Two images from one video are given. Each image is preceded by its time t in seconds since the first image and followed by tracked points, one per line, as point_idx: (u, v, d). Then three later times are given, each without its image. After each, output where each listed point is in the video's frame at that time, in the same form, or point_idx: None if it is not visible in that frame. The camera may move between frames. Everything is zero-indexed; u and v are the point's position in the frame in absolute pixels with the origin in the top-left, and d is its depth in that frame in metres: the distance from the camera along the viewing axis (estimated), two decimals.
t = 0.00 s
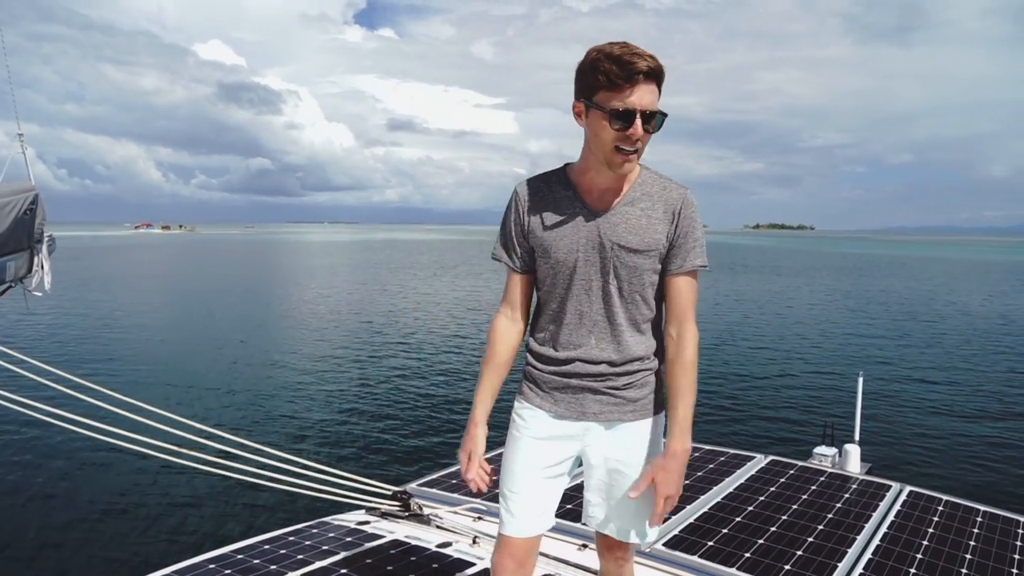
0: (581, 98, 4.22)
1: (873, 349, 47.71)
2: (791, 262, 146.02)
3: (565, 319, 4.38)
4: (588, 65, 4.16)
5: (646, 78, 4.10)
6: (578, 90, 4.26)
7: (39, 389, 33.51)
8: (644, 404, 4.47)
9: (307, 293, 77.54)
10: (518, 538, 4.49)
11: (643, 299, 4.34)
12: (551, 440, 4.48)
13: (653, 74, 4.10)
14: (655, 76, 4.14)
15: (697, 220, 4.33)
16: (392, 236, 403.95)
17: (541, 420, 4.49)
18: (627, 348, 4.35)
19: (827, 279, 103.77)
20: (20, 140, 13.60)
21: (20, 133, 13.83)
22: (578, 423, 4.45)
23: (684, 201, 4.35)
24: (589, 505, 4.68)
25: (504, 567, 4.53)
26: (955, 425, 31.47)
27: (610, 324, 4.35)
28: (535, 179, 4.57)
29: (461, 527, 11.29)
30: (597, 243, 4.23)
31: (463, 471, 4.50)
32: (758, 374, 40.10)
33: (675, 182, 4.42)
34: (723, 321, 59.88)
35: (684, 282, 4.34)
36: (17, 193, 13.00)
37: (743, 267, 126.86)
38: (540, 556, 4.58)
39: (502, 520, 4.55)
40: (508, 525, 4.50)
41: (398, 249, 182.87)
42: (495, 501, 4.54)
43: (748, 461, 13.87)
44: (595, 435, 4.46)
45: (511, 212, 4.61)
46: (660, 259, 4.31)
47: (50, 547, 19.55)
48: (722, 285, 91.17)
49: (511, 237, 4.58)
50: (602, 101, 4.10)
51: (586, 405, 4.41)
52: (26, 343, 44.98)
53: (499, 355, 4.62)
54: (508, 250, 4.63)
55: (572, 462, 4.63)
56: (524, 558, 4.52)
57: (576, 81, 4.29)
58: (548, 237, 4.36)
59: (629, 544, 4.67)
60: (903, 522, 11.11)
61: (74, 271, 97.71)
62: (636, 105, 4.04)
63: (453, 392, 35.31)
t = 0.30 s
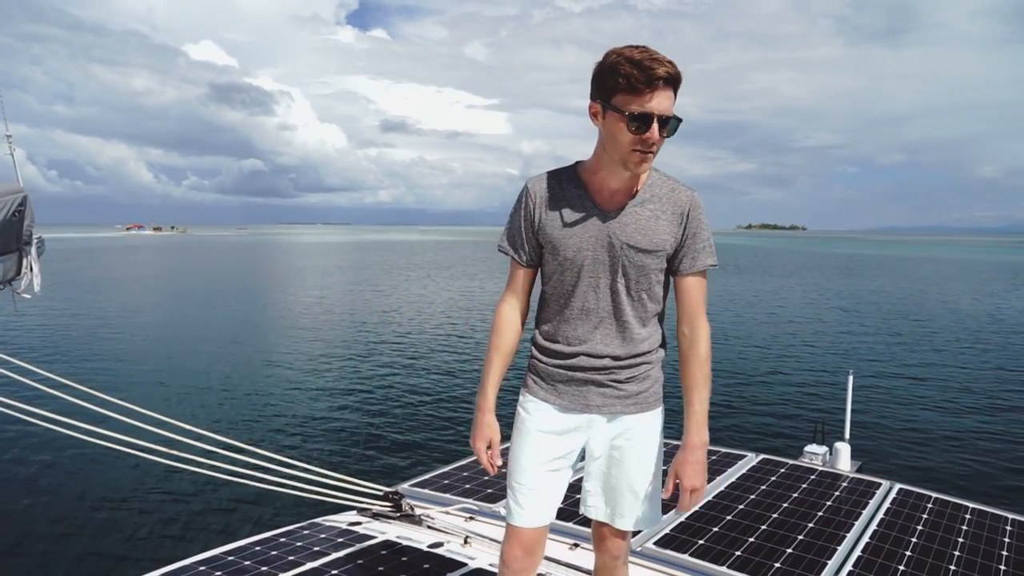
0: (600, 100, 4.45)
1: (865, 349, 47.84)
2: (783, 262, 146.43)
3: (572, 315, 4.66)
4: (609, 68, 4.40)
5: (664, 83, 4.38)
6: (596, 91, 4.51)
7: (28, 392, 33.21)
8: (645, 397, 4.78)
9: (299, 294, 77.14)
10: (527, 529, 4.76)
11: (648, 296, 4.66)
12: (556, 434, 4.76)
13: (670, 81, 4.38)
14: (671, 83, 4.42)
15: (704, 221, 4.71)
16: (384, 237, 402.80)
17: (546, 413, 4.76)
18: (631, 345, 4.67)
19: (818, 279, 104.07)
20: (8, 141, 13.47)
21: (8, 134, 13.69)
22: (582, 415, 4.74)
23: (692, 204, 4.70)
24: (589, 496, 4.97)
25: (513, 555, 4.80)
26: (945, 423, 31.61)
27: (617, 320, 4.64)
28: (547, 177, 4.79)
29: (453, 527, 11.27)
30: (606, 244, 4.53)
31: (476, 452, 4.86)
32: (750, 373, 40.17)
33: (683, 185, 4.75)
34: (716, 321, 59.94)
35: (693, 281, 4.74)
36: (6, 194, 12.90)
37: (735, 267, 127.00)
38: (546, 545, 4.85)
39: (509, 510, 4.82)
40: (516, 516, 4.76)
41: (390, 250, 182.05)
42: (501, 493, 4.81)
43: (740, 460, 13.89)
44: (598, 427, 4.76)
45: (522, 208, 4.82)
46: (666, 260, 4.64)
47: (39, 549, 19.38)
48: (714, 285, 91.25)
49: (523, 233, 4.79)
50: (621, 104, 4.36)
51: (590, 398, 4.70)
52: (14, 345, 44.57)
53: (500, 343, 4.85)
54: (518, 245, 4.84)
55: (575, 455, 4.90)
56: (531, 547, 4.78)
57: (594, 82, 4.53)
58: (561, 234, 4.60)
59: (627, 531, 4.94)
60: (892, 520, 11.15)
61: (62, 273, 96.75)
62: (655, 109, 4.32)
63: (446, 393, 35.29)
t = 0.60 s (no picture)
0: (589, 90, 4.63)
1: (857, 345, 48.05)
2: (777, 260, 146.86)
3: (562, 310, 4.67)
4: (601, 62, 4.61)
5: (647, 70, 4.50)
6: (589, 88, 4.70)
7: (19, 390, 32.99)
8: (640, 394, 4.76)
9: (293, 292, 76.88)
10: (520, 526, 4.71)
11: (641, 291, 4.64)
12: (550, 429, 4.75)
13: (654, 69, 4.49)
14: (657, 73, 4.52)
15: (697, 217, 4.68)
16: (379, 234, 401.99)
17: (540, 409, 4.75)
18: (623, 341, 4.65)
19: (813, 276, 104.42)
20: None
21: None
22: (576, 411, 4.73)
23: (684, 200, 4.68)
24: (585, 493, 4.95)
25: (505, 550, 4.75)
26: (936, 419, 31.79)
27: (609, 315, 4.63)
28: (542, 173, 4.86)
29: (447, 524, 11.27)
30: (596, 239, 4.53)
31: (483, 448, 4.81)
32: (743, 370, 40.26)
33: (675, 182, 4.75)
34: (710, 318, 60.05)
35: (691, 277, 4.74)
36: None
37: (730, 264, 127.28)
38: (538, 540, 4.81)
39: (502, 505, 4.78)
40: (509, 511, 4.72)
41: (384, 247, 181.08)
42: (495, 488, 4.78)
43: (733, 457, 13.91)
44: (592, 423, 4.75)
45: (518, 205, 4.87)
46: (658, 255, 4.61)
47: (32, 546, 19.28)
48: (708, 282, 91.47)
49: (518, 229, 4.83)
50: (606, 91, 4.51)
51: (584, 395, 4.69)
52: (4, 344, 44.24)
53: (506, 342, 4.94)
54: (513, 242, 4.89)
55: (570, 452, 4.88)
56: (523, 542, 4.74)
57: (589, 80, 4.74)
58: (551, 229, 4.64)
59: (621, 527, 4.91)
60: (884, 515, 11.19)
61: (54, 270, 96.12)
62: (634, 94, 4.42)
63: (441, 390, 35.27)
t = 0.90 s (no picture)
0: (579, 89, 4.68)
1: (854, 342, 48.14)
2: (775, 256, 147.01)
3: (564, 307, 4.64)
4: (587, 62, 4.66)
5: (632, 64, 4.54)
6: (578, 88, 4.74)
7: (14, 387, 32.85)
8: (643, 386, 4.78)
9: (291, 289, 76.75)
10: (521, 523, 4.70)
11: (641, 284, 4.64)
12: (552, 427, 4.73)
13: (639, 61, 4.54)
14: (641, 65, 4.57)
15: (691, 209, 4.75)
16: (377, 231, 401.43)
17: (544, 407, 4.73)
18: (626, 335, 4.64)
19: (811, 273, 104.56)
20: None
21: None
22: (579, 408, 4.72)
23: (680, 192, 4.74)
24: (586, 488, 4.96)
25: (505, 547, 4.74)
26: (933, 415, 31.87)
27: (612, 310, 4.62)
28: (535, 173, 4.83)
29: (445, 521, 11.26)
30: (597, 235, 4.51)
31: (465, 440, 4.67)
32: (741, 366, 40.30)
33: (669, 173, 4.80)
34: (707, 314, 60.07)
35: (683, 267, 4.82)
36: None
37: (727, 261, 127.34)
38: (538, 537, 4.79)
39: (504, 502, 4.76)
40: (511, 508, 4.70)
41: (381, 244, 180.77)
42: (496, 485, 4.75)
43: (731, 453, 13.92)
44: (595, 419, 4.75)
45: (514, 205, 4.85)
46: (657, 248, 4.64)
47: (30, 543, 19.27)
48: (706, 278, 91.51)
49: (516, 229, 4.82)
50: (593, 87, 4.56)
51: (589, 391, 4.69)
52: None
53: (498, 335, 4.95)
54: (511, 242, 4.88)
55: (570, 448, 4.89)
56: (524, 538, 4.72)
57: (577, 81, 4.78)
58: (549, 226, 4.62)
59: (621, 522, 4.93)
60: (881, 511, 11.20)
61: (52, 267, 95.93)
62: (620, 87, 4.46)
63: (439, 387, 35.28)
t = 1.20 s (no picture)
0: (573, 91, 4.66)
1: (855, 339, 48.15)
2: (775, 254, 147.05)
3: (564, 304, 4.64)
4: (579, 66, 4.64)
5: (619, 63, 4.49)
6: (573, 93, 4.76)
7: (14, 386, 32.87)
8: (643, 384, 4.77)
9: (291, 287, 76.73)
10: (521, 521, 4.73)
11: (642, 282, 4.61)
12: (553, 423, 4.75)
13: (625, 60, 4.48)
14: (628, 62, 4.50)
15: (692, 208, 4.74)
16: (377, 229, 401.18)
17: (544, 405, 4.75)
18: (625, 332, 4.63)
19: (811, 270, 104.57)
20: None
21: None
22: (578, 405, 4.74)
23: (681, 190, 4.73)
24: (586, 487, 4.96)
25: (506, 544, 4.78)
26: (934, 412, 31.92)
27: (612, 307, 4.61)
28: (536, 172, 4.85)
29: (446, 520, 11.27)
30: (597, 232, 4.50)
31: (442, 432, 4.85)
32: (741, 364, 40.32)
33: (669, 171, 4.78)
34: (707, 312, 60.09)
35: (685, 264, 4.78)
36: None
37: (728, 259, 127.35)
38: (539, 536, 4.82)
39: (504, 499, 4.79)
40: (511, 506, 4.73)
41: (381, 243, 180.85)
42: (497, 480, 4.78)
43: (732, 451, 13.93)
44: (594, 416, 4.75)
45: (516, 203, 4.88)
46: (657, 246, 4.62)
47: (33, 543, 19.33)
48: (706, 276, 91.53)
49: (518, 227, 4.85)
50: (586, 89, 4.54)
51: (587, 387, 4.69)
52: None
53: (494, 331, 4.99)
54: (513, 239, 4.92)
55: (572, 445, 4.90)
56: (525, 536, 4.76)
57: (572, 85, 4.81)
58: (549, 224, 4.64)
59: (622, 521, 4.93)
60: (883, 509, 11.23)
61: (52, 266, 95.88)
62: (603, 88, 4.43)
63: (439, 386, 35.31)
